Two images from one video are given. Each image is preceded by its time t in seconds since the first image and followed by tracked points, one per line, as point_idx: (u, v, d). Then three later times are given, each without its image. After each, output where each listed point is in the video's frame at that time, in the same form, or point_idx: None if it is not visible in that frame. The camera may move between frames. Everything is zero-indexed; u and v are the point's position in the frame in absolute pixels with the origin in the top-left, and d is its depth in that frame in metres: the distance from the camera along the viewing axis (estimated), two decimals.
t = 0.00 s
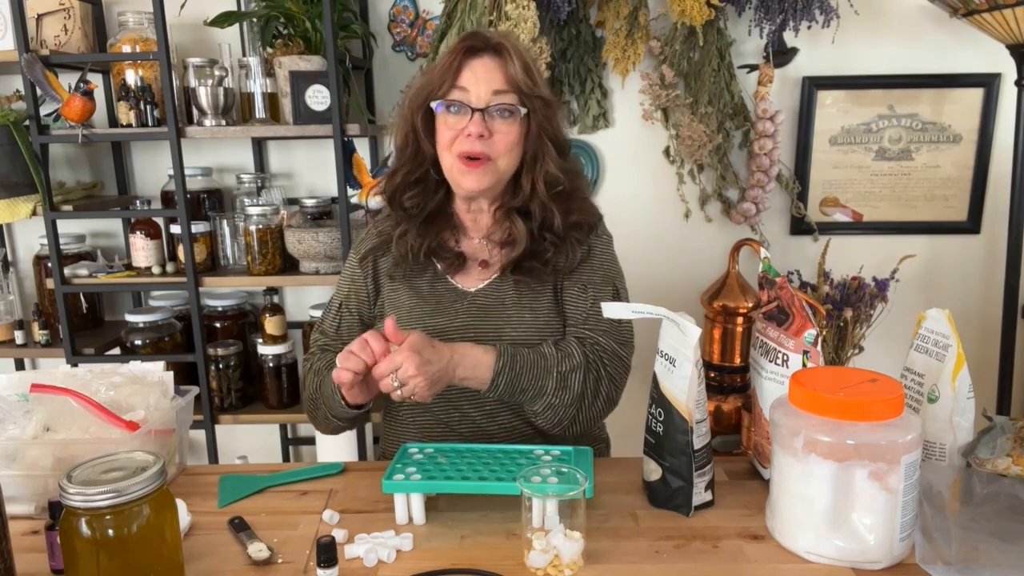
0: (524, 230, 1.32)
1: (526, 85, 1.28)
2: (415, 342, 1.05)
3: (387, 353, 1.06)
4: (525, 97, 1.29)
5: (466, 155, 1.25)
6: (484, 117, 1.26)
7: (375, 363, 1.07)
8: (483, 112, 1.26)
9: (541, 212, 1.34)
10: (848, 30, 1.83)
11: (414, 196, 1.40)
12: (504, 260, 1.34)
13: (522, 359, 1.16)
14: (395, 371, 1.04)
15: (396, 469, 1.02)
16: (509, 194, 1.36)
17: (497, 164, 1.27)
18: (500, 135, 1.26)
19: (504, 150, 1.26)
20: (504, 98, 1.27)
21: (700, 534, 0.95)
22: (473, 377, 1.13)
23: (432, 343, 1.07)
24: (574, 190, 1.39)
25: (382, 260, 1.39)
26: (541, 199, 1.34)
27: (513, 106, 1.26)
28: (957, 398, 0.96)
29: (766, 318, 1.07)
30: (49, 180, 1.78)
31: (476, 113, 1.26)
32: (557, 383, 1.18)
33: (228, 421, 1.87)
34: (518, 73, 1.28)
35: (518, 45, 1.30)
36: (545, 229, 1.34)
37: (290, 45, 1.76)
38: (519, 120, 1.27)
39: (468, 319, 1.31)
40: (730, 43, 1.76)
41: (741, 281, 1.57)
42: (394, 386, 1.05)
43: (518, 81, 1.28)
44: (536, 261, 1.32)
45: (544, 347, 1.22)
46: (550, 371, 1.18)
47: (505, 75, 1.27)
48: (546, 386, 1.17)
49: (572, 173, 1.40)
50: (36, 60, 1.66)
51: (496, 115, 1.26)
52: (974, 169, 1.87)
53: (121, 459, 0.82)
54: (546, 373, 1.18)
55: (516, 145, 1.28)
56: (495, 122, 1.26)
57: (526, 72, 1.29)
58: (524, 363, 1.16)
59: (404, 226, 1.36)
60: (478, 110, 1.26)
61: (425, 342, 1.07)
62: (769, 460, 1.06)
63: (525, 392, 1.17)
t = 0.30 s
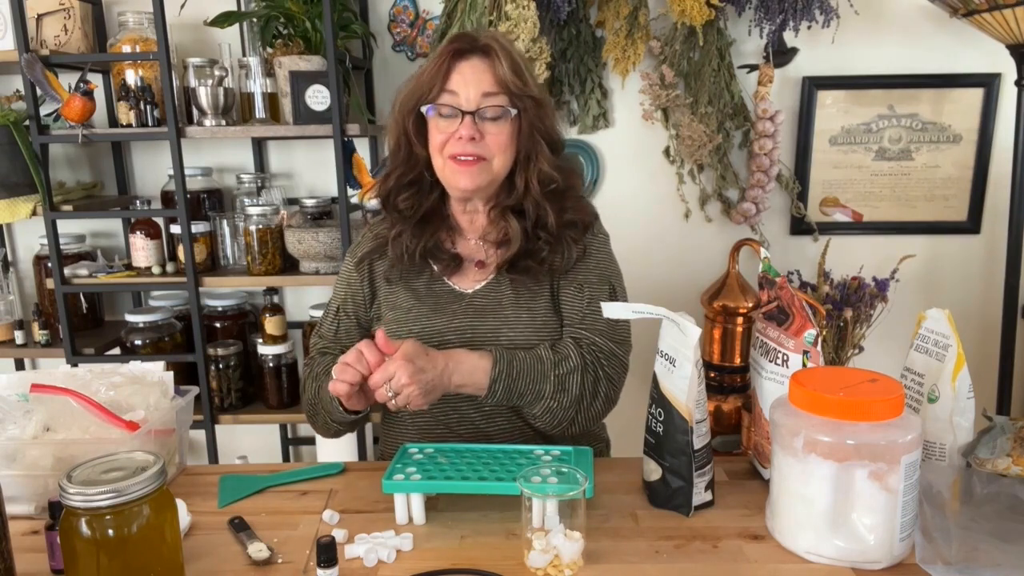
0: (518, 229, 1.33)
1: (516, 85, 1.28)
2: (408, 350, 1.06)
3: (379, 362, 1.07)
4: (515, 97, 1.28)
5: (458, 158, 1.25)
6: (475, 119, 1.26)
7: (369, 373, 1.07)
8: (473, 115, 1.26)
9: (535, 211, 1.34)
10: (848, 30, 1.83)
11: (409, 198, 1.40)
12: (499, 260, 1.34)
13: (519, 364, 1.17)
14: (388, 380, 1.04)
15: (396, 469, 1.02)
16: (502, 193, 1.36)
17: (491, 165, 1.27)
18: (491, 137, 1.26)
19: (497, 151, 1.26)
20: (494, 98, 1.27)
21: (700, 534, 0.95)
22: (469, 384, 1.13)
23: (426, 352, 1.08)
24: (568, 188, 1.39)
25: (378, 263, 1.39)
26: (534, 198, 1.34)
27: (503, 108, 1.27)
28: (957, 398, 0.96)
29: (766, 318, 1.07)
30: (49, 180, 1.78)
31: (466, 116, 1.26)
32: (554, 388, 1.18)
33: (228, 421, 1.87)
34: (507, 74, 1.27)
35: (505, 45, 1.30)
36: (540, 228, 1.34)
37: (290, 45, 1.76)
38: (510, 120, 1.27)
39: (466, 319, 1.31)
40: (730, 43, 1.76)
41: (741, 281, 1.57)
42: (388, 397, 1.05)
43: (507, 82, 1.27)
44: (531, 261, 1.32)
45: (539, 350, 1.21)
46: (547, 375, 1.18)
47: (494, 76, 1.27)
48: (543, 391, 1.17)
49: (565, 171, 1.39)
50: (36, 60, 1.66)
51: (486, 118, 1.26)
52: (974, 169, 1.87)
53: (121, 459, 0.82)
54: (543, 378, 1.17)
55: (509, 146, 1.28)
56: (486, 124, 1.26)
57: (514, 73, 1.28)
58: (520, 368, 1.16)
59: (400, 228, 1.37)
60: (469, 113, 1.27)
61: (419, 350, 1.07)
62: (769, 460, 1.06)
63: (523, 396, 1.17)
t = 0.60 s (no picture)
0: (519, 232, 1.32)
1: (499, 98, 1.25)
2: (400, 353, 1.04)
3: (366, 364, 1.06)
4: (503, 109, 1.25)
5: (447, 174, 1.24)
6: (461, 135, 1.23)
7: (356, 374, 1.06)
8: (458, 131, 1.23)
9: (533, 213, 1.33)
10: (848, 30, 1.83)
11: (409, 197, 1.41)
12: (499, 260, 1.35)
13: (513, 367, 1.16)
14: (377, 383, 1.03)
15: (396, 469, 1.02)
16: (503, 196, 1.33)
17: (481, 179, 1.25)
18: (479, 152, 1.23)
19: (485, 165, 1.24)
20: (480, 113, 1.24)
21: (700, 534, 0.95)
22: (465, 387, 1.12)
23: (419, 355, 1.07)
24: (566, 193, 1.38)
25: (379, 261, 1.39)
26: (533, 200, 1.32)
27: (489, 124, 1.23)
28: (957, 398, 0.96)
29: (766, 318, 1.07)
30: (49, 180, 1.78)
31: (451, 132, 1.23)
32: (549, 391, 1.18)
33: (228, 421, 1.87)
34: (491, 86, 1.25)
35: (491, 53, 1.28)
36: (539, 231, 1.33)
37: (290, 45, 1.76)
38: (498, 134, 1.24)
39: (465, 322, 1.31)
40: (730, 43, 1.76)
41: (741, 281, 1.57)
42: (376, 399, 1.04)
43: (491, 95, 1.24)
44: (530, 263, 1.32)
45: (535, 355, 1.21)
46: (542, 379, 1.17)
47: (477, 90, 1.24)
48: (538, 394, 1.17)
49: (563, 175, 1.39)
50: (36, 60, 1.66)
51: (473, 133, 1.23)
52: (974, 169, 1.87)
53: (121, 459, 0.82)
54: (538, 381, 1.17)
55: (499, 158, 1.25)
56: (472, 139, 1.23)
57: (497, 84, 1.26)
58: (514, 374, 1.16)
59: (401, 226, 1.37)
60: (455, 128, 1.24)
61: (412, 354, 1.06)
62: (770, 460, 1.06)
63: (517, 401, 1.17)
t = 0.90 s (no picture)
0: (509, 243, 1.31)
1: (479, 110, 1.22)
2: (366, 425, 0.96)
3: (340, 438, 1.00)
4: (484, 120, 1.23)
5: (430, 186, 1.24)
6: (441, 147, 1.23)
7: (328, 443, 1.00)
8: (439, 143, 1.23)
9: (523, 226, 1.32)
10: (848, 30, 1.83)
11: (403, 200, 1.40)
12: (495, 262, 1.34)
13: (499, 383, 1.12)
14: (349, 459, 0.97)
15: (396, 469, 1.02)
16: (494, 206, 1.32)
17: (464, 190, 1.25)
18: (460, 165, 1.23)
19: (467, 178, 1.24)
20: (460, 125, 1.23)
21: (700, 534, 0.95)
22: (450, 423, 1.06)
23: (387, 413, 0.99)
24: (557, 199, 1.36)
25: (374, 263, 1.39)
26: (522, 212, 1.31)
27: (468, 138, 1.23)
28: (957, 398, 0.96)
29: (766, 318, 1.07)
30: (49, 180, 1.78)
31: (431, 145, 1.23)
32: (539, 394, 1.14)
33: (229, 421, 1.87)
34: (471, 97, 1.22)
35: (472, 61, 1.24)
36: (530, 246, 1.31)
37: (290, 45, 1.76)
38: (478, 147, 1.24)
39: (463, 332, 1.31)
40: (730, 43, 1.76)
41: (741, 281, 1.57)
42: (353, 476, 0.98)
43: (471, 107, 1.22)
44: (522, 277, 1.30)
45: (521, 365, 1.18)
46: (529, 383, 1.14)
47: (456, 102, 1.22)
48: (528, 400, 1.13)
49: (557, 184, 1.37)
50: (36, 60, 1.66)
51: (453, 146, 1.23)
52: (974, 169, 1.87)
53: (121, 459, 0.82)
54: (526, 389, 1.13)
55: (480, 170, 1.25)
56: (452, 151, 1.23)
57: (477, 94, 1.22)
58: (500, 389, 1.11)
59: (397, 230, 1.37)
60: (435, 140, 1.24)
61: (379, 414, 0.98)
62: (770, 460, 1.06)
63: (511, 414, 1.12)
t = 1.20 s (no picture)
0: (511, 245, 1.30)
1: (479, 111, 1.22)
2: (379, 415, 0.97)
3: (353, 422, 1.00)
4: (484, 122, 1.22)
5: (430, 188, 1.24)
6: (441, 149, 1.23)
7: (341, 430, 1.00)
8: (439, 145, 1.23)
9: (524, 228, 1.31)
10: (848, 30, 1.83)
11: (404, 202, 1.40)
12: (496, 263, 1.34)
13: (508, 381, 1.12)
14: (360, 450, 0.97)
15: (396, 469, 1.02)
16: (494, 206, 1.32)
17: (464, 192, 1.25)
18: (460, 167, 1.23)
19: (466, 179, 1.23)
20: (460, 127, 1.23)
21: (700, 534, 0.95)
22: (460, 419, 1.06)
23: (399, 404, 1.00)
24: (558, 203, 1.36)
25: (375, 265, 1.39)
26: (524, 214, 1.30)
27: (469, 140, 1.23)
28: (957, 398, 0.96)
29: (766, 318, 1.07)
30: (49, 180, 1.78)
31: (431, 147, 1.23)
32: (550, 395, 1.13)
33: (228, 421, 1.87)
34: (471, 98, 1.22)
35: (473, 62, 1.24)
36: (532, 248, 1.31)
37: (290, 45, 1.76)
38: (478, 149, 1.23)
39: (465, 333, 1.31)
40: (730, 43, 1.76)
41: (741, 281, 1.57)
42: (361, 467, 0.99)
43: (471, 109, 1.22)
44: (524, 280, 1.31)
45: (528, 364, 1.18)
46: (540, 384, 1.13)
47: (456, 103, 1.22)
48: (539, 401, 1.12)
49: (559, 185, 1.37)
50: (36, 60, 1.66)
51: (453, 147, 1.23)
52: (974, 169, 1.87)
53: (121, 459, 0.82)
54: (535, 389, 1.13)
55: (480, 172, 1.24)
56: (452, 153, 1.23)
57: (477, 96, 1.22)
58: (509, 388, 1.11)
59: (397, 230, 1.37)
60: (435, 142, 1.23)
61: (392, 405, 0.99)
62: (769, 460, 1.06)
63: (521, 413, 1.11)
